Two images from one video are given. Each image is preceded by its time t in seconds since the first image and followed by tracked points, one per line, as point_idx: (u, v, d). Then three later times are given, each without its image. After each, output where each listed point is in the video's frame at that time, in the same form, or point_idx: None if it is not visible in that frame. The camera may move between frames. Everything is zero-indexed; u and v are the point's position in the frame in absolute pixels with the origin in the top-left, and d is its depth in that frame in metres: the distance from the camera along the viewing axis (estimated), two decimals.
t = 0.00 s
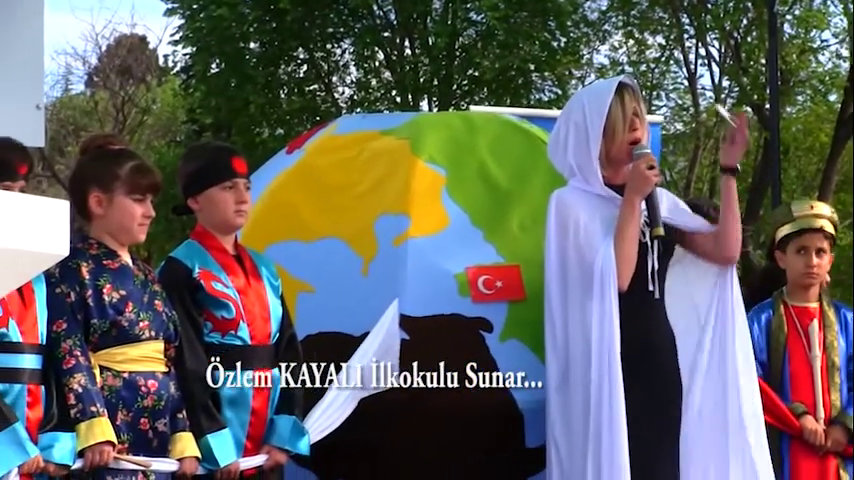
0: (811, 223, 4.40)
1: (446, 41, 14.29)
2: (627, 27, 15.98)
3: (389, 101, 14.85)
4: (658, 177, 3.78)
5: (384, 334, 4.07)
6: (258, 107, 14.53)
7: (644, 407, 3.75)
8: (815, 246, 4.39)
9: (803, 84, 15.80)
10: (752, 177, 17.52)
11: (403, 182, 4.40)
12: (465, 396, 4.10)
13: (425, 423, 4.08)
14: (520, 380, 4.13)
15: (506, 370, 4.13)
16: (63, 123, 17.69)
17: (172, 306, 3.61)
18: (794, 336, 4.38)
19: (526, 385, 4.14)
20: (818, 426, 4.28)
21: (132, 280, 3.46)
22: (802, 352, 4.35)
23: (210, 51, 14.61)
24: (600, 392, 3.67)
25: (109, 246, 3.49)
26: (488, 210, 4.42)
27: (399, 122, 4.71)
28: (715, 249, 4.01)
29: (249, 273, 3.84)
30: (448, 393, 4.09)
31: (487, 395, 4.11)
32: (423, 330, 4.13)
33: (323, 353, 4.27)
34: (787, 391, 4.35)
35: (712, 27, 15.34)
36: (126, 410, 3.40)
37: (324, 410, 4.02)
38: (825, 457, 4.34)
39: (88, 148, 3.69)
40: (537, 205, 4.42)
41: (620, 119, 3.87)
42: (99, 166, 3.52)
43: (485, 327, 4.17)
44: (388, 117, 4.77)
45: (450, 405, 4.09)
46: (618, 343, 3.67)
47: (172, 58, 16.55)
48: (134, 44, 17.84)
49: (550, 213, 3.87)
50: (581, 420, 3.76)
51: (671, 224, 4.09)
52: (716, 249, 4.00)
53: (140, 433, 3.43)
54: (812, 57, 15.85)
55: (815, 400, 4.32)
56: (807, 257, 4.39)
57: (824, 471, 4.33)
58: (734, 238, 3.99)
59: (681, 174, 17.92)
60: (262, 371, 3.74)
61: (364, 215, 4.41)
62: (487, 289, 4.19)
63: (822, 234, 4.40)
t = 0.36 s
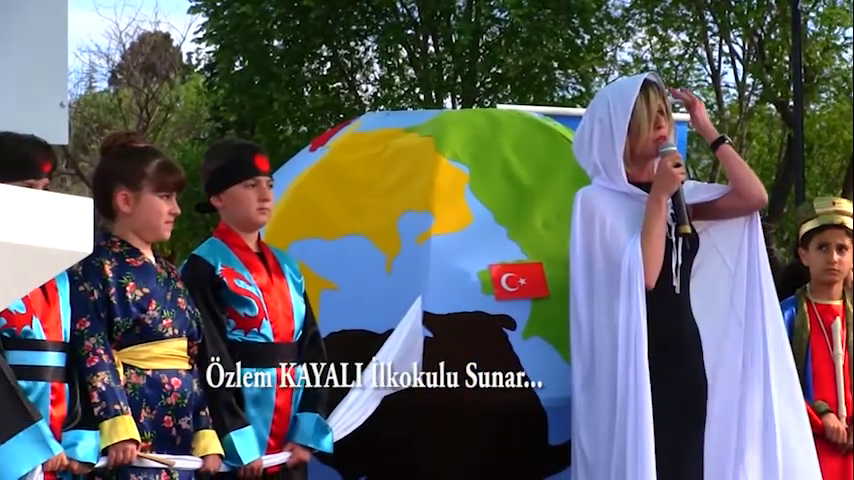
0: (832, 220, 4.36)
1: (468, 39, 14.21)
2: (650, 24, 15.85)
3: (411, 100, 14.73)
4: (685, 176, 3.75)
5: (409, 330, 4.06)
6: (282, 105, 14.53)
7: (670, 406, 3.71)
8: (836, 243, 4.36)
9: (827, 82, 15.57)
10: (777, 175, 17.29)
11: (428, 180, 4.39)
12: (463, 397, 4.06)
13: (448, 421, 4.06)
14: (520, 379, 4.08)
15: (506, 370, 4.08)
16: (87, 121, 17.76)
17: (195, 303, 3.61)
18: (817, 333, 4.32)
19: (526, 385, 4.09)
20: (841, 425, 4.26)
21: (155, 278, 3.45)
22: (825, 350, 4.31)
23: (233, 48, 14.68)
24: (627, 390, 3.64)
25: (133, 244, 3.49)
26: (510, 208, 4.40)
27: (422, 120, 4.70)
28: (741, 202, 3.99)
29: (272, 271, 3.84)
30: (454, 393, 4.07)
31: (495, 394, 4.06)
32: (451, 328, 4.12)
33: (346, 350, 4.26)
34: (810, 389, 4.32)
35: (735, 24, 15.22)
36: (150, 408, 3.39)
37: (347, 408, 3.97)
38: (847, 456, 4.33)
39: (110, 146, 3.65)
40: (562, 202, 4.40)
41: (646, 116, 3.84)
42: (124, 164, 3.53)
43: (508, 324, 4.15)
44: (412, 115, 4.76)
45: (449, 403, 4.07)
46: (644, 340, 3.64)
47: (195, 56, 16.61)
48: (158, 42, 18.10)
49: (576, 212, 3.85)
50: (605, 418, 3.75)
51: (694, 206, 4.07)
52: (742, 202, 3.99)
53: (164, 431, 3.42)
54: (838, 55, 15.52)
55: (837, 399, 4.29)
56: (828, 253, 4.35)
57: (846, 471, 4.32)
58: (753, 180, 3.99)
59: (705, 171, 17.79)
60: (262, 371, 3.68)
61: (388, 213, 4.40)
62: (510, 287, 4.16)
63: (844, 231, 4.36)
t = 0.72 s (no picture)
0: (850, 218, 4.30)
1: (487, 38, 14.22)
2: (669, 24, 15.79)
3: (430, 98, 14.82)
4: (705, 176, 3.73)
5: (427, 330, 4.02)
6: (300, 104, 14.51)
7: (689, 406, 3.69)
8: None
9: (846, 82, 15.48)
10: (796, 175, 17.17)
11: (446, 179, 4.37)
12: (464, 396, 4.05)
13: (467, 420, 4.05)
14: (520, 380, 4.05)
15: (506, 371, 4.06)
16: (106, 121, 17.81)
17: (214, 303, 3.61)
18: (835, 333, 4.31)
19: (527, 385, 4.06)
20: None
21: (175, 277, 3.46)
22: (843, 349, 4.30)
23: (252, 48, 14.70)
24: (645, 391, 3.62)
25: (154, 244, 3.49)
26: (529, 207, 4.38)
27: (441, 119, 4.69)
28: (761, 197, 3.94)
29: (291, 271, 3.83)
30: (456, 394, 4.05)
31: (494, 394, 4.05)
32: (470, 329, 4.10)
33: (363, 349, 4.26)
34: (828, 389, 4.31)
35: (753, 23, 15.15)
36: (169, 408, 3.39)
37: (366, 409, 3.98)
38: None
39: (129, 147, 3.61)
40: (580, 201, 4.38)
41: (665, 116, 3.82)
42: (145, 164, 3.52)
43: (527, 323, 4.13)
44: (431, 114, 4.74)
45: (450, 403, 4.05)
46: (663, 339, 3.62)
47: (214, 55, 16.66)
48: (176, 42, 17.83)
49: (595, 211, 3.83)
50: (623, 418, 3.73)
51: (714, 203, 4.04)
52: (761, 196, 3.94)
53: (183, 431, 3.43)
54: None
55: None
56: (845, 254, 4.28)
57: None
58: (770, 173, 3.94)
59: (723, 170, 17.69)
60: (260, 371, 3.64)
61: (407, 213, 4.39)
62: (528, 286, 4.15)
63: None
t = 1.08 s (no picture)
0: None
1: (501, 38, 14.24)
2: (683, 24, 15.76)
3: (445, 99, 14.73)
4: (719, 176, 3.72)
5: (441, 331, 4.05)
6: (314, 105, 14.49)
7: (703, 407, 3.68)
8: None
9: None
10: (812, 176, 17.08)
11: (460, 179, 4.37)
12: (463, 395, 4.05)
13: (480, 419, 4.06)
14: (520, 379, 4.05)
15: (506, 370, 4.07)
16: (120, 121, 17.86)
17: (229, 304, 3.61)
18: (850, 334, 4.28)
19: (527, 385, 4.06)
20: None
21: (190, 278, 3.47)
22: None
23: (266, 48, 14.74)
24: (657, 391, 3.61)
25: (169, 245, 3.51)
26: (543, 206, 4.37)
27: (455, 119, 4.69)
28: (775, 198, 3.92)
29: (307, 271, 3.84)
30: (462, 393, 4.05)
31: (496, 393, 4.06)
32: (484, 326, 4.10)
33: (378, 348, 4.28)
34: (842, 388, 4.30)
35: (767, 24, 15.11)
36: (185, 408, 3.40)
37: (383, 408, 3.97)
38: None
39: (145, 147, 3.60)
40: (595, 203, 4.37)
41: (679, 116, 3.81)
42: (162, 165, 3.53)
43: (541, 324, 4.13)
44: (445, 114, 4.75)
45: (455, 404, 4.07)
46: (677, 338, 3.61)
47: (228, 56, 16.72)
48: (190, 42, 18.12)
49: (610, 210, 3.83)
50: (638, 419, 3.73)
51: (728, 204, 4.03)
52: (775, 196, 3.92)
53: (199, 431, 3.43)
54: None
55: None
56: None
57: None
58: (783, 173, 3.92)
59: (737, 170, 17.64)
60: (260, 370, 3.59)
61: (421, 213, 4.39)
62: (543, 286, 4.14)
63: None
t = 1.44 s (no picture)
0: None
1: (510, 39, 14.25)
2: (691, 25, 15.72)
3: (453, 100, 14.75)
4: (723, 177, 3.71)
5: (450, 332, 4.06)
6: (323, 106, 14.48)
7: (709, 408, 3.67)
8: None
9: None
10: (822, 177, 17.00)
11: (468, 180, 4.37)
12: (465, 396, 4.04)
13: (488, 419, 4.04)
14: (520, 379, 4.05)
15: (506, 370, 4.06)
16: (129, 123, 17.88)
17: (239, 306, 3.62)
18: None
19: (527, 385, 4.06)
20: None
21: (199, 279, 3.47)
22: None
23: (275, 49, 14.74)
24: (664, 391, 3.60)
25: (179, 246, 3.51)
26: (551, 208, 4.37)
27: (463, 121, 4.69)
28: (794, 224, 3.88)
29: (316, 273, 3.84)
30: (461, 394, 4.05)
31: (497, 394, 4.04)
32: (492, 327, 4.10)
33: (386, 350, 4.29)
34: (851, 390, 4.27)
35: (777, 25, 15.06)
36: (194, 410, 3.41)
37: (391, 409, 4.05)
38: None
39: (155, 148, 3.61)
40: (604, 205, 4.36)
41: (681, 116, 3.80)
42: (170, 166, 3.53)
43: (550, 326, 4.13)
44: (454, 116, 4.74)
45: (461, 404, 4.05)
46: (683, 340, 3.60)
47: (236, 56, 16.74)
48: (199, 43, 18.11)
49: (615, 212, 3.83)
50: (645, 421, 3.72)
51: (739, 214, 4.01)
52: (790, 222, 3.89)
53: (207, 433, 3.44)
54: None
55: None
56: None
57: None
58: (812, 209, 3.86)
59: (746, 171, 17.56)
60: (261, 370, 3.57)
61: (429, 214, 4.38)
62: (551, 288, 4.14)
63: None
